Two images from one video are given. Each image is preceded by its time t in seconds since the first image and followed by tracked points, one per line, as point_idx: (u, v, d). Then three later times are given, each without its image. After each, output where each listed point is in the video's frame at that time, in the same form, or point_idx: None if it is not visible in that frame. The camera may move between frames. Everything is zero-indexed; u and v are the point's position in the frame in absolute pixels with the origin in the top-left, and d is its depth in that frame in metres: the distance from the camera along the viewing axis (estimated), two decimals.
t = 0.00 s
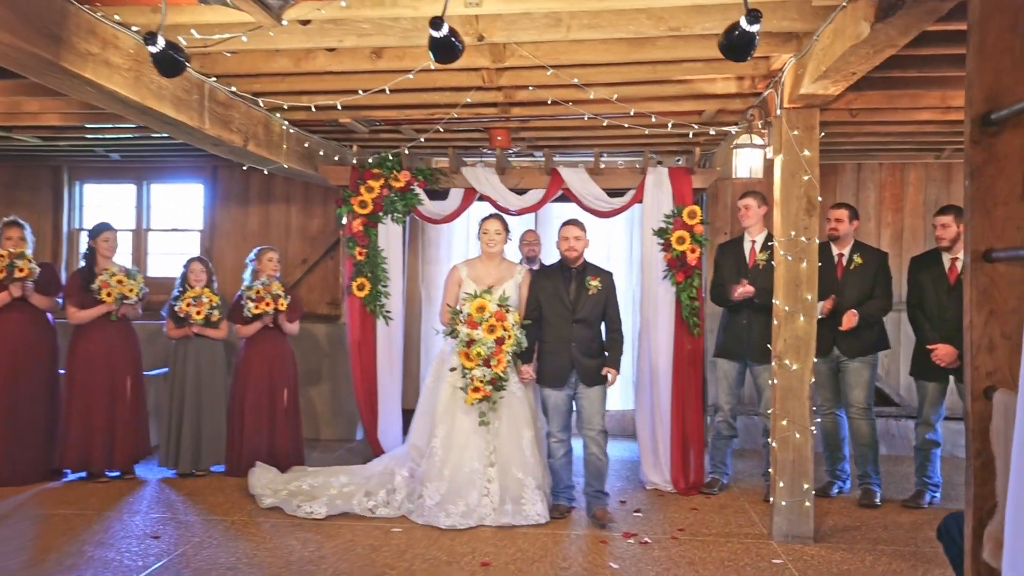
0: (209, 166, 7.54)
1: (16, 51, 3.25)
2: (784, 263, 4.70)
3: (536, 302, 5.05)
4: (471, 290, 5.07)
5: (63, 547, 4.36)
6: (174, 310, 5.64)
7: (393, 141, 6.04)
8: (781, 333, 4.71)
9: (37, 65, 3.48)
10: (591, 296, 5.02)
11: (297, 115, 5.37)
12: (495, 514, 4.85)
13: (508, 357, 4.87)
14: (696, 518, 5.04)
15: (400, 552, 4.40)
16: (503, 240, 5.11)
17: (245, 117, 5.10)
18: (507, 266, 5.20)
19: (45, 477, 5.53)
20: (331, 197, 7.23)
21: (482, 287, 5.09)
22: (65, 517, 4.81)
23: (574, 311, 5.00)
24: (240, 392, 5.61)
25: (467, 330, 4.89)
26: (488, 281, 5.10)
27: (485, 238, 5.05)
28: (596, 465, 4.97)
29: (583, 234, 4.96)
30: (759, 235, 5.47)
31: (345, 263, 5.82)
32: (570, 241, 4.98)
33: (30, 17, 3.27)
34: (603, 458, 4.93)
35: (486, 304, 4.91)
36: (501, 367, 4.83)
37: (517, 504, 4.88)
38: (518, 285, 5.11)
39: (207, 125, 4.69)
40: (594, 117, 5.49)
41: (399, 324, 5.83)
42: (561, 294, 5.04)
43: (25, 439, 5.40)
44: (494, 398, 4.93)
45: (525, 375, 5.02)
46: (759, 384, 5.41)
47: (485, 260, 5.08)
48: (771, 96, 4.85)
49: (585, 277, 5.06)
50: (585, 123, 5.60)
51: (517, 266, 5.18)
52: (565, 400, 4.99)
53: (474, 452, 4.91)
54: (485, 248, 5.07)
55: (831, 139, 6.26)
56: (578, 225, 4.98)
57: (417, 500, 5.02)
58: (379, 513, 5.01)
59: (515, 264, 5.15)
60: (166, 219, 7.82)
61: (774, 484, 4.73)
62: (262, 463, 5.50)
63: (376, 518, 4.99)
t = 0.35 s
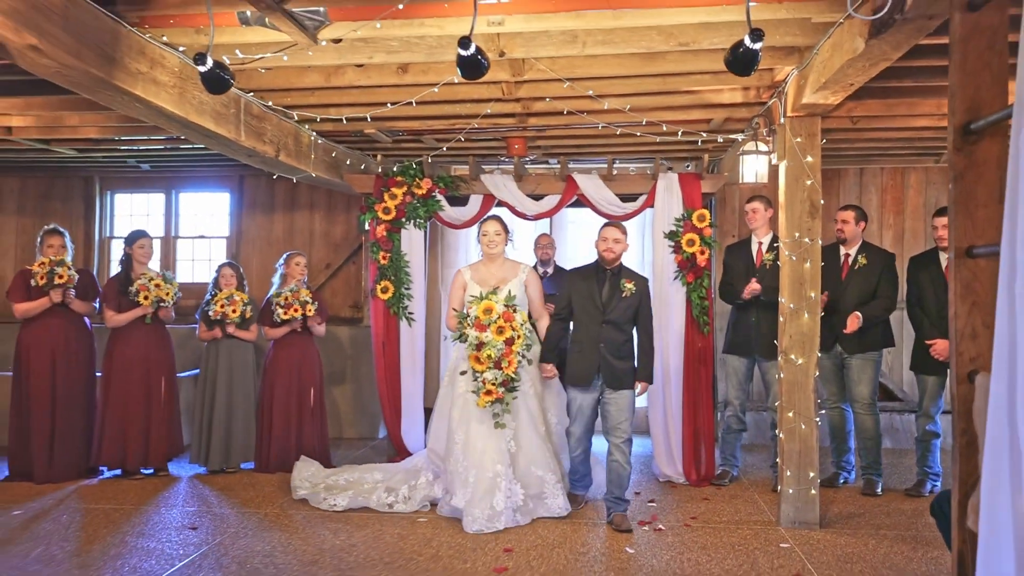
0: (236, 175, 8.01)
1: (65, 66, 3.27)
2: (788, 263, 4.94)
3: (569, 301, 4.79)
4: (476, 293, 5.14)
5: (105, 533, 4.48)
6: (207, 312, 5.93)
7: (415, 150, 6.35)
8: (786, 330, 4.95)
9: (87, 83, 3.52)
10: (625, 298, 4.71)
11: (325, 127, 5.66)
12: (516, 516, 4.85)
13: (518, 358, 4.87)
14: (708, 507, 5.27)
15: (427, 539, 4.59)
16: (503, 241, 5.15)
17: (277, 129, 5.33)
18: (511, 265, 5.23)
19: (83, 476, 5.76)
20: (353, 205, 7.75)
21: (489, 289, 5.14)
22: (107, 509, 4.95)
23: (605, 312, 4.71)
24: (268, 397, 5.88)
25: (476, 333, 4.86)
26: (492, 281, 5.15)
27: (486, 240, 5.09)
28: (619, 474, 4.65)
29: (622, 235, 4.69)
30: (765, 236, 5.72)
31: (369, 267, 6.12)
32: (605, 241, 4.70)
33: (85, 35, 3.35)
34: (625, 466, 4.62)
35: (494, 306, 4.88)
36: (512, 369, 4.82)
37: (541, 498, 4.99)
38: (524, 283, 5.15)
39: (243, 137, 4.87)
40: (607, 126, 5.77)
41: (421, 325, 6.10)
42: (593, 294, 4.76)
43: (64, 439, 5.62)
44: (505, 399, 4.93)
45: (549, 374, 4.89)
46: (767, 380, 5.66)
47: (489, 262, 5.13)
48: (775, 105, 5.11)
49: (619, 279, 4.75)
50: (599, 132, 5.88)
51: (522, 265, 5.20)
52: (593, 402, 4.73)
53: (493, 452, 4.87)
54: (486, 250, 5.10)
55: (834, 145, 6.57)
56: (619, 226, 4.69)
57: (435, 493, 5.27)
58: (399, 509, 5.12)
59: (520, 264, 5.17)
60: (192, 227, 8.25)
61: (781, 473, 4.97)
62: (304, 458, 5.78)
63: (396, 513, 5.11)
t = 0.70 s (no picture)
0: (247, 179, 8.31)
1: (106, 86, 3.49)
2: (784, 253, 5.20)
3: (585, 292, 4.92)
4: (482, 285, 5.07)
5: (148, 522, 4.76)
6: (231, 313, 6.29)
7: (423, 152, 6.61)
8: (783, 316, 5.21)
9: (124, 99, 3.73)
10: (638, 288, 4.88)
11: (337, 132, 5.90)
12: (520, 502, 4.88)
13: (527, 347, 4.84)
14: (712, 485, 5.55)
15: (447, 520, 4.86)
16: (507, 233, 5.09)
17: (293, 135, 5.57)
18: (516, 257, 5.18)
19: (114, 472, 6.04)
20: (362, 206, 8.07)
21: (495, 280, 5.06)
22: (147, 500, 5.25)
23: (621, 302, 4.85)
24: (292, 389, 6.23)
25: (484, 324, 4.86)
26: (497, 272, 5.07)
27: (490, 232, 4.99)
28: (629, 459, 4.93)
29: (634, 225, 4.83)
30: (760, 228, 5.97)
31: (382, 265, 6.41)
32: (617, 232, 4.84)
33: (122, 55, 3.55)
34: (636, 450, 4.90)
35: (501, 296, 4.90)
36: (522, 358, 4.80)
37: (554, 489, 4.79)
38: (529, 275, 5.10)
39: (263, 145, 5.11)
40: (608, 124, 6.01)
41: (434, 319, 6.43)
42: (608, 285, 4.90)
43: (97, 437, 5.91)
44: (516, 389, 4.89)
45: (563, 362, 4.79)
46: (766, 365, 5.92)
47: (494, 254, 5.08)
48: (768, 102, 5.35)
49: (633, 270, 4.91)
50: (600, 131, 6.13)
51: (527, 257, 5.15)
52: (605, 387, 4.75)
53: (498, 442, 4.87)
54: (490, 242, 5.01)
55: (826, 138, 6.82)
56: (629, 217, 4.83)
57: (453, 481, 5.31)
58: (413, 495, 5.35)
59: (524, 256, 5.13)
60: (206, 230, 8.55)
61: (780, 451, 5.25)
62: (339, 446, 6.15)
63: (409, 499, 5.34)
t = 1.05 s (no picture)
0: (255, 175, 8.56)
1: (135, 95, 3.65)
2: (775, 240, 5.47)
3: (579, 286, 4.95)
4: (489, 275, 5.08)
5: (179, 505, 5.04)
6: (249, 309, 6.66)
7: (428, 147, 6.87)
8: (775, 299, 5.49)
9: (149, 107, 3.90)
10: (632, 277, 4.91)
11: (346, 130, 6.16)
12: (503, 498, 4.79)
13: (528, 343, 4.78)
14: (710, 460, 5.85)
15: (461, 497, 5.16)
16: (520, 225, 5.08)
17: (305, 135, 5.82)
18: (527, 251, 5.16)
19: (141, 460, 6.33)
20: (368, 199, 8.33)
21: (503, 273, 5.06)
22: (175, 485, 5.55)
23: (618, 293, 4.88)
24: (307, 372, 6.62)
25: (485, 317, 4.81)
26: (505, 267, 5.07)
27: (502, 224, 5.04)
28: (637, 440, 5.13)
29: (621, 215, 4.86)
30: (753, 215, 6.24)
31: (391, 257, 6.69)
32: (603, 224, 4.85)
33: (155, 68, 3.76)
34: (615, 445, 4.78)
35: (504, 289, 4.83)
36: (522, 353, 4.74)
37: (539, 488, 4.78)
38: (539, 268, 5.08)
39: (279, 146, 5.36)
40: (605, 118, 6.25)
41: (441, 308, 6.74)
42: (602, 278, 4.93)
43: (123, 428, 6.19)
44: (515, 383, 4.85)
45: (559, 361, 4.86)
46: (760, 346, 6.21)
47: (503, 245, 5.07)
48: (759, 95, 5.61)
49: (624, 259, 4.94)
50: (598, 124, 6.39)
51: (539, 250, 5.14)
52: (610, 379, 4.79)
53: (486, 433, 4.90)
54: (502, 234, 5.04)
55: (817, 127, 7.08)
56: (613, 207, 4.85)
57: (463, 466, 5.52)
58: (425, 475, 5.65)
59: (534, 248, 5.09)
60: (216, 226, 8.81)
61: (774, 426, 5.55)
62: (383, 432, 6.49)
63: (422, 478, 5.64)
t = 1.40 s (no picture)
0: (266, 168, 8.80)
1: (172, 96, 3.91)
2: (771, 230, 5.72)
3: (575, 272, 4.95)
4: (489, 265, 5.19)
5: (205, 491, 5.34)
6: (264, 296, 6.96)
7: (435, 140, 7.10)
8: (771, 286, 5.75)
9: (184, 107, 4.17)
10: (628, 262, 4.86)
11: (358, 126, 6.39)
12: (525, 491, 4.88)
13: (526, 334, 4.87)
14: (709, 441, 6.13)
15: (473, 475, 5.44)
16: (520, 215, 5.20)
17: (321, 131, 6.06)
18: (529, 241, 5.27)
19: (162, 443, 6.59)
20: (375, 191, 8.57)
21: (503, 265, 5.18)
22: (200, 464, 5.97)
23: (613, 279, 4.87)
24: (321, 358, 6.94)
25: (483, 309, 4.93)
26: (506, 258, 5.18)
27: (503, 215, 5.14)
28: (639, 436, 4.83)
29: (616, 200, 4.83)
30: (750, 206, 6.47)
31: (399, 247, 6.92)
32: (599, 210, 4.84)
33: (188, 70, 4.01)
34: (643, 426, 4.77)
35: (501, 281, 4.95)
36: (520, 345, 4.83)
37: (547, 482, 4.88)
38: (540, 258, 5.18)
39: (297, 141, 5.60)
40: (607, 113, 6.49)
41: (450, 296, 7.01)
42: (598, 265, 4.91)
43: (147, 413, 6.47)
44: (516, 374, 4.97)
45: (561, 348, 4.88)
46: (757, 331, 6.47)
47: (504, 236, 5.19)
48: (756, 90, 5.84)
49: (622, 245, 4.88)
50: (600, 118, 6.63)
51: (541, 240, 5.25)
52: (609, 370, 4.89)
53: (498, 425, 4.97)
54: (502, 225, 5.16)
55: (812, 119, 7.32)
56: (609, 194, 4.82)
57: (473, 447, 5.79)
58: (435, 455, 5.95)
59: (537, 238, 5.20)
60: (228, 218, 9.06)
61: (770, 408, 5.81)
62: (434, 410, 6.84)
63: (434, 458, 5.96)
